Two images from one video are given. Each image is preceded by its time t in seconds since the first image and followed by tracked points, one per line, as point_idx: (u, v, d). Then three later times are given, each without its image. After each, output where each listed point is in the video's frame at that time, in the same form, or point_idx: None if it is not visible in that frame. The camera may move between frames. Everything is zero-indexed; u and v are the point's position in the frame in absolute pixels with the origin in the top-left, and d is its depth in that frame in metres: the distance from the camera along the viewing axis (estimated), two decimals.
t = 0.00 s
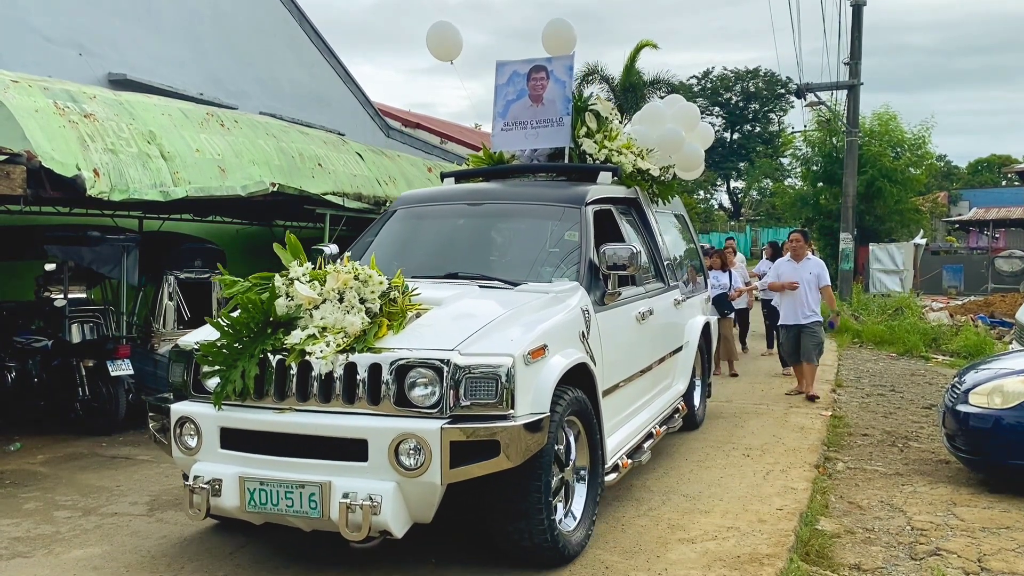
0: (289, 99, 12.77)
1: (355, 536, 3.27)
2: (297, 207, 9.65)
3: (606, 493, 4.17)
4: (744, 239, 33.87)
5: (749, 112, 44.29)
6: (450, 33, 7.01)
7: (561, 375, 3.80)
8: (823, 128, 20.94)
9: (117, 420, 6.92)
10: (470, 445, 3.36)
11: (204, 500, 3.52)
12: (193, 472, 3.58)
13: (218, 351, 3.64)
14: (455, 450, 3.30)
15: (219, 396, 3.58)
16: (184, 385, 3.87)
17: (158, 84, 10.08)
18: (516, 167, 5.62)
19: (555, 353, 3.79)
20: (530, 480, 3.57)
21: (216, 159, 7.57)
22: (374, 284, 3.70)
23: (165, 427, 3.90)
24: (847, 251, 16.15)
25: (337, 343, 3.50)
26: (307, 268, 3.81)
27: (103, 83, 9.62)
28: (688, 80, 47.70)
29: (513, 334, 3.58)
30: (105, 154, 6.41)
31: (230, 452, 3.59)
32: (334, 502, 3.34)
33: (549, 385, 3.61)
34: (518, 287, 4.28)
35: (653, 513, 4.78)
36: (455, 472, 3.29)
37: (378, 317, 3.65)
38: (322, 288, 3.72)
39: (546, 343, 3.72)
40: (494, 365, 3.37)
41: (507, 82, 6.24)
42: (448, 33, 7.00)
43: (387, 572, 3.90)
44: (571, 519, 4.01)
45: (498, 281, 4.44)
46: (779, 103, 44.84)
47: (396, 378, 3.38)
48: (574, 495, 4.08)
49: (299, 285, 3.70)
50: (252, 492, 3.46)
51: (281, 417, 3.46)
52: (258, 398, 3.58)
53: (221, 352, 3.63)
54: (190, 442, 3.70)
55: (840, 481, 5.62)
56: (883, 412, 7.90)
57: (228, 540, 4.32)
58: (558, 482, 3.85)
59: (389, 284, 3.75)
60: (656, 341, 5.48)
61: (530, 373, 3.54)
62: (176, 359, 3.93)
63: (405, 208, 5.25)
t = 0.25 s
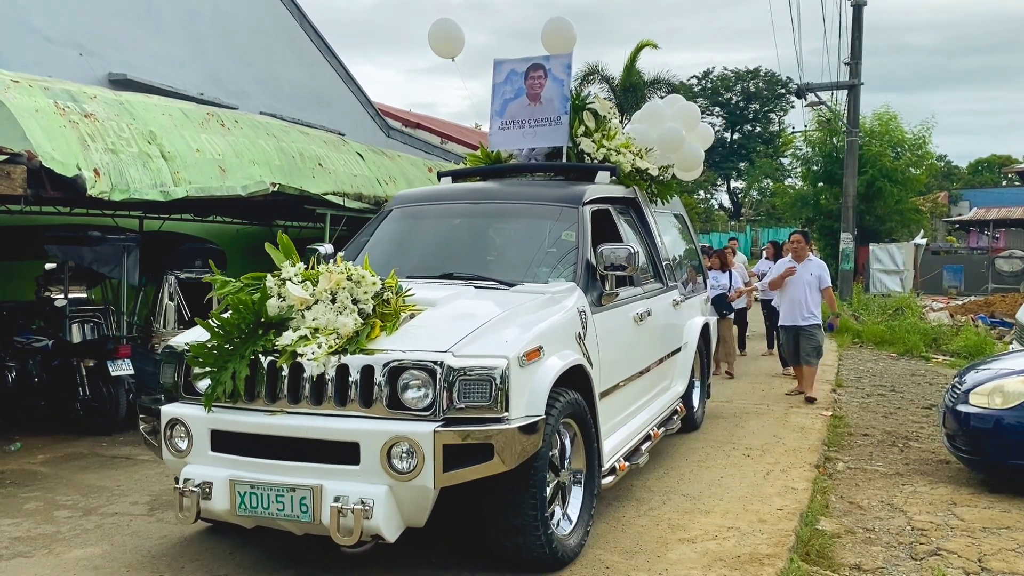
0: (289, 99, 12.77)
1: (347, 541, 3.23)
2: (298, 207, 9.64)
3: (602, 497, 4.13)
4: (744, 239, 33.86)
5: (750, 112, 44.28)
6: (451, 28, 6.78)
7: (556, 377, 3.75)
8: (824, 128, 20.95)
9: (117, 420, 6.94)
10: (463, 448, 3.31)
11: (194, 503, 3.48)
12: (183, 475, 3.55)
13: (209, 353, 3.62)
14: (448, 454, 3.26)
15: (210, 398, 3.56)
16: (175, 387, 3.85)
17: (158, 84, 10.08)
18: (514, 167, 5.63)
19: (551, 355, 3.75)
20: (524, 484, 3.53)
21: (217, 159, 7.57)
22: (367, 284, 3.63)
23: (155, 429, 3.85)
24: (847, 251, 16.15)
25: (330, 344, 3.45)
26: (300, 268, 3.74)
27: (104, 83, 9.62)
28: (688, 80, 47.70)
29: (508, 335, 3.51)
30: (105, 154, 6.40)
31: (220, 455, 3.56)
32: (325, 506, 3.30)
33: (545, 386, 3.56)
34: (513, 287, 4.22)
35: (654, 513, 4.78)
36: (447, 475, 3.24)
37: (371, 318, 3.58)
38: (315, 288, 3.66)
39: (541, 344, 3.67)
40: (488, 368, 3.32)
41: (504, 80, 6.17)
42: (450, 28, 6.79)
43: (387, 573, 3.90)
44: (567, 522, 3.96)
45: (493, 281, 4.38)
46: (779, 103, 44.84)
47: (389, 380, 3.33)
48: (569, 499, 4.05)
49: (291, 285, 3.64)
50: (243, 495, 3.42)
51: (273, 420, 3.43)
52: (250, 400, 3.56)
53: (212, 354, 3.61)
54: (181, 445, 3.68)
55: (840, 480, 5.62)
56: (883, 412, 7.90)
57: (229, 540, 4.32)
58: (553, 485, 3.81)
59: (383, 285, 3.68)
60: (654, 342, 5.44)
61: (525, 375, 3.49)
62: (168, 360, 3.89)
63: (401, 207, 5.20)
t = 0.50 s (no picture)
0: (289, 99, 12.77)
1: (338, 546, 3.12)
2: (298, 207, 9.64)
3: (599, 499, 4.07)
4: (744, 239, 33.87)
5: (750, 112, 44.28)
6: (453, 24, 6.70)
7: (552, 379, 3.66)
8: (824, 128, 20.96)
9: (117, 420, 6.93)
10: (457, 452, 3.21)
11: (184, 507, 3.39)
12: (173, 478, 3.47)
13: (199, 354, 3.55)
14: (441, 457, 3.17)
15: (199, 400, 3.47)
16: (165, 389, 3.75)
17: (159, 84, 10.08)
18: (512, 166, 5.63)
19: (547, 357, 3.66)
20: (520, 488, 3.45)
21: (217, 159, 7.58)
22: (360, 285, 3.58)
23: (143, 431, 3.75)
24: (847, 251, 16.16)
25: (321, 346, 3.35)
26: (291, 269, 3.67)
27: (104, 83, 9.62)
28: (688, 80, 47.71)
29: (503, 337, 3.45)
30: (105, 154, 6.40)
31: (209, 458, 3.47)
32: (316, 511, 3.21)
33: (540, 390, 3.46)
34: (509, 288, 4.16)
35: (654, 513, 4.78)
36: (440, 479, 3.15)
37: (364, 319, 3.52)
38: (306, 289, 3.60)
39: (536, 346, 3.59)
40: (482, 370, 3.23)
41: (502, 79, 6.21)
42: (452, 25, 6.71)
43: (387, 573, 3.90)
44: (563, 526, 3.90)
45: (489, 281, 4.32)
46: (779, 103, 44.84)
47: (381, 382, 3.24)
48: (566, 501, 3.98)
49: (282, 286, 3.57)
50: (232, 499, 3.33)
51: (262, 422, 3.34)
52: (240, 402, 3.46)
53: (202, 355, 3.54)
54: (170, 448, 3.60)
55: (840, 481, 5.62)
56: (883, 412, 7.90)
57: (229, 539, 4.32)
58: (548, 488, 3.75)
59: (376, 285, 3.63)
60: (653, 342, 5.37)
61: (521, 377, 3.41)
62: (157, 362, 3.81)
63: (396, 207, 5.13)
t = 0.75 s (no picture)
0: (289, 99, 12.77)
1: (332, 550, 3.07)
2: (298, 207, 9.63)
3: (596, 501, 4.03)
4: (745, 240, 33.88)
5: (750, 112, 44.27)
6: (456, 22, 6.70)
7: (548, 380, 3.61)
8: (824, 128, 20.96)
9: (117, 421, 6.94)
10: (452, 455, 3.15)
11: (176, 510, 3.33)
12: (165, 481, 3.40)
13: (191, 356, 3.44)
14: (436, 459, 3.11)
15: (192, 403, 3.39)
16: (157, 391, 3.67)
17: (159, 84, 10.09)
18: (510, 165, 5.53)
19: (542, 358, 3.61)
20: (516, 491, 3.40)
21: (217, 159, 7.58)
22: (354, 286, 3.47)
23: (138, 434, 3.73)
24: (847, 251, 16.18)
25: (314, 347, 3.29)
26: (284, 268, 3.57)
27: (105, 83, 9.63)
28: (688, 80, 47.73)
29: (499, 338, 3.40)
30: (105, 154, 6.41)
31: (202, 461, 3.41)
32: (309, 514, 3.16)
33: (537, 390, 3.42)
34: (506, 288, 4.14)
35: (655, 513, 4.78)
36: (434, 483, 3.09)
37: (358, 320, 3.43)
38: (300, 289, 3.50)
39: (532, 347, 3.53)
40: (476, 371, 3.18)
41: (498, 78, 6.10)
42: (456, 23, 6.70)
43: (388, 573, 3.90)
44: (560, 528, 3.87)
45: (485, 281, 4.28)
46: (779, 103, 44.85)
47: (375, 383, 3.18)
48: (563, 504, 3.95)
49: (275, 286, 3.48)
50: (225, 503, 3.27)
51: (255, 425, 3.27)
52: (232, 404, 3.39)
53: (195, 356, 3.44)
54: (163, 450, 3.53)
55: (841, 481, 5.63)
56: (883, 412, 7.91)
57: (230, 540, 4.32)
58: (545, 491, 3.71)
59: (370, 285, 3.53)
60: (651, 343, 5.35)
61: (516, 379, 3.36)
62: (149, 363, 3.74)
63: (393, 207, 5.09)
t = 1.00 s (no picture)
0: (290, 99, 12.77)
1: (321, 555, 2.99)
2: (298, 207, 9.63)
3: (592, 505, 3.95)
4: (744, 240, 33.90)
5: (750, 112, 44.26)
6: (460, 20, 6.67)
7: (543, 383, 3.54)
8: (824, 129, 20.98)
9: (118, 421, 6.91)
10: (444, 458, 3.10)
11: (164, 514, 3.26)
12: (153, 485, 3.33)
13: (180, 358, 3.43)
14: (428, 463, 3.04)
15: (180, 405, 3.36)
16: (145, 394, 3.63)
17: (159, 84, 10.09)
18: (506, 164, 5.45)
19: (538, 360, 3.54)
20: (510, 495, 3.33)
21: (217, 159, 7.58)
22: (346, 287, 3.45)
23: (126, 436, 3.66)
24: (847, 251, 16.19)
25: (304, 349, 3.25)
26: (275, 270, 3.56)
27: (105, 84, 9.63)
28: (688, 80, 47.77)
29: (492, 340, 3.33)
30: (106, 154, 6.41)
31: (191, 464, 3.34)
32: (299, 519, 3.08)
33: (529, 393, 3.35)
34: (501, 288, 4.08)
35: (655, 513, 4.79)
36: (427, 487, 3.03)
37: (349, 321, 3.40)
38: (290, 291, 3.48)
39: (526, 349, 3.46)
40: (469, 373, 3.10)
41: (495, 77, 6.09)
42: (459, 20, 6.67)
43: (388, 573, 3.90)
44: (556, 533, 3.80)
45: (478, 283, 4.19)
46: (779, 103, 44.86)
47: (366, 386, 3.12)
48: (558, 507, 3.88)
49: (266, 288, 3.46)
50: (214, 507, 3.20)
51: (244, 427, 3.22)
52: (222, 407, 3.35)
53: (183, 358, 3.42)
54: (151, 453, 3.47)
55: (841, 481, 5.63)
56: (884, 412, 7.92)
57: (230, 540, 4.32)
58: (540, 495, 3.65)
59: (361, 287, 3.51)
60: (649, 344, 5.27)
61: (509, 382, 3.28)
62: (140, 366, 3.70)
63: (387, 207, 5.03)
